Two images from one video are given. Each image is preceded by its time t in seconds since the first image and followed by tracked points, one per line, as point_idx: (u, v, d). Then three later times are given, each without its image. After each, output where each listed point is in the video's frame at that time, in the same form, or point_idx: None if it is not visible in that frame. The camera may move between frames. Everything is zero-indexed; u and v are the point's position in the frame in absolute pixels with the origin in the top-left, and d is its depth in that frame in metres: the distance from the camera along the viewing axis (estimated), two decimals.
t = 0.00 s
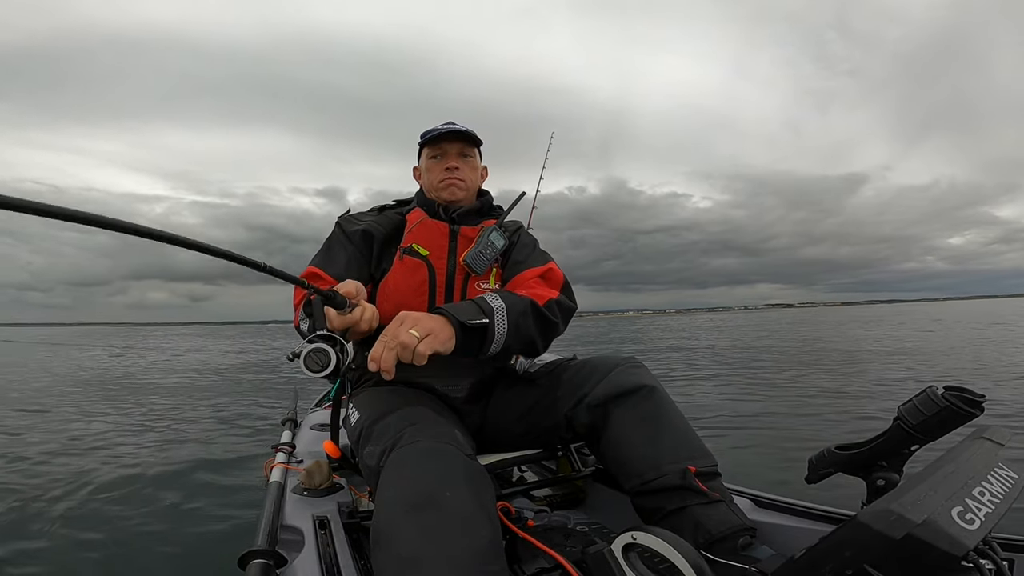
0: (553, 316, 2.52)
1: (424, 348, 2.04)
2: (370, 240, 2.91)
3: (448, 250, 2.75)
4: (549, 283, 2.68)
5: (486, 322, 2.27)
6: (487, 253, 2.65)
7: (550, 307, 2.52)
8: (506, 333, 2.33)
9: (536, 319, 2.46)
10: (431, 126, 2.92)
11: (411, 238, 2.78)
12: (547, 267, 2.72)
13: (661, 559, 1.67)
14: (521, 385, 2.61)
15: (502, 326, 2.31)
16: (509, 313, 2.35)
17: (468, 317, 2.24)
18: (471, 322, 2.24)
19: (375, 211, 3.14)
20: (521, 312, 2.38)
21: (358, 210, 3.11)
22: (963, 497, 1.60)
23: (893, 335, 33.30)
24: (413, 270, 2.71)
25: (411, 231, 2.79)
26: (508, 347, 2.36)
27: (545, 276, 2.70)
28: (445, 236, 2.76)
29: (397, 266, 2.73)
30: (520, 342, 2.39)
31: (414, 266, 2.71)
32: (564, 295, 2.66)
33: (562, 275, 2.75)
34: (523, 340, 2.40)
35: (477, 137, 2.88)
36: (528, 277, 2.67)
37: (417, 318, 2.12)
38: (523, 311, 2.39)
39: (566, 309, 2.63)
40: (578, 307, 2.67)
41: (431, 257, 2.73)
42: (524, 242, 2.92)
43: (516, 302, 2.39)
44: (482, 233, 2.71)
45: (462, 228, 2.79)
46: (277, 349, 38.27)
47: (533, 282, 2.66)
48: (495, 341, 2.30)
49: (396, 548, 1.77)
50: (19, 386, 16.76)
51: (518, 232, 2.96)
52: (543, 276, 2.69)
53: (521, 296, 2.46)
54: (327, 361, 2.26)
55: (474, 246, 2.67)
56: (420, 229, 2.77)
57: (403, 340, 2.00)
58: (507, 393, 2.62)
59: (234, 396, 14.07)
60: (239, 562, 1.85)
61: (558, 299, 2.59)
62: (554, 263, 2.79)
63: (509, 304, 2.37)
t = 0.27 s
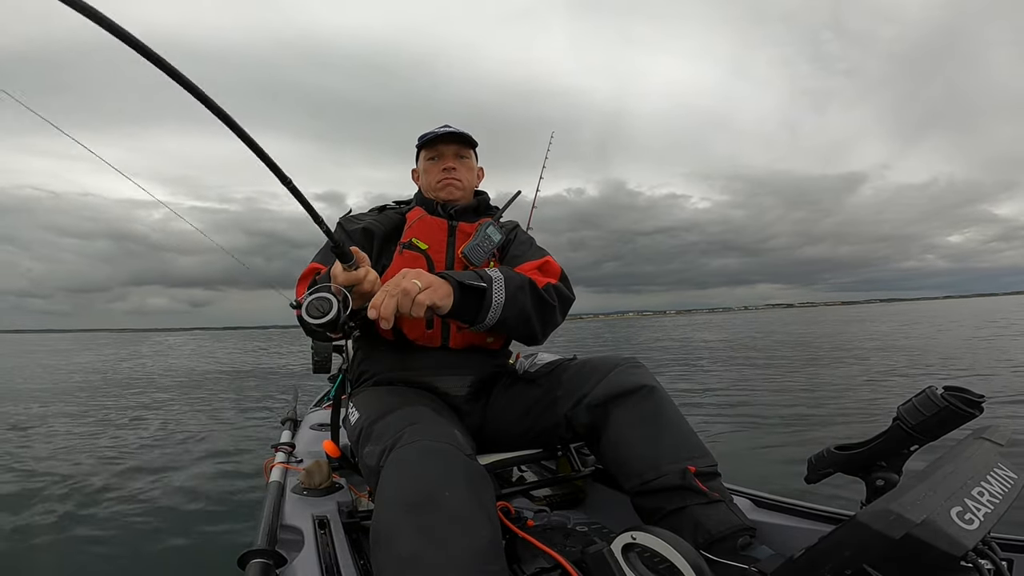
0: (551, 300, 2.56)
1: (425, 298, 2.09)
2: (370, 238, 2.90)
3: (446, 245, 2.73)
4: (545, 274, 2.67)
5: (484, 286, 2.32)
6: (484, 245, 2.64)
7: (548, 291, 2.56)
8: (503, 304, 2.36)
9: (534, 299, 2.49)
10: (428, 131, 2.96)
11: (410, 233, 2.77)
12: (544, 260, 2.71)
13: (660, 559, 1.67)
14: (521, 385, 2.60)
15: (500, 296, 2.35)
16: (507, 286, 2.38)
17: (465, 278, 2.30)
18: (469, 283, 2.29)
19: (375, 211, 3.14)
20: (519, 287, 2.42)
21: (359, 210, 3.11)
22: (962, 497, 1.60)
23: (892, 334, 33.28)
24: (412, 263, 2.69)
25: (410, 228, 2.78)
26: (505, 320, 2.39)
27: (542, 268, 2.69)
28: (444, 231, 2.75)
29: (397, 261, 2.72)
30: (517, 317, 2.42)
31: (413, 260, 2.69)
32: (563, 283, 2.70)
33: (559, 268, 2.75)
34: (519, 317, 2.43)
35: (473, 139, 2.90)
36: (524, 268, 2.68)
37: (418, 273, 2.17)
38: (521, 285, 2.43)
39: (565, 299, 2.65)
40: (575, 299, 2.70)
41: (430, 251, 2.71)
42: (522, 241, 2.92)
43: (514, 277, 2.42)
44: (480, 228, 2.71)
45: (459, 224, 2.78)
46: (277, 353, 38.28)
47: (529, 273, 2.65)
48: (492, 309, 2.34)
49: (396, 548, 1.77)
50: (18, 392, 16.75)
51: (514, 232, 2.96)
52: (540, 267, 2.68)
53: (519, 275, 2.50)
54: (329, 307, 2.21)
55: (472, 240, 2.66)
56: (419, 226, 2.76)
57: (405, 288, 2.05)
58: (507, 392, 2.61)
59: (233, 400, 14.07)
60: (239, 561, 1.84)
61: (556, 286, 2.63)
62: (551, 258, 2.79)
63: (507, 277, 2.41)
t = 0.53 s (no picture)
0: (551, 295, 2.55)
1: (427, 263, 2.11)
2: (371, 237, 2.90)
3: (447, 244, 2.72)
4: (546, 271, 2.67)
5: (485, 265, 2.34)
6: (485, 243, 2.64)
7: (549, 285, 2.56)
8: (502, 288, 2.36)
9: (535, 292, 2.49)
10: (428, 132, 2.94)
11: (411, 232, 2.76)
12: (545, 259, 2.71)
13: (660, 559, 1.67)
14: (521, 385, 2.59)
15: (500, 279, 2.35)
16: (509, 273, 2.39)
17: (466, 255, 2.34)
18: (471, 259, 2.33)
19: (377, 210, 3.13)
20: (519, 274, 2.41)
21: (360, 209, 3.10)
22: (962, 497, 1.61)
23: (890, 335, 33.34)
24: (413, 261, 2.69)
25: (411, 227, 2.77)
26: (503, 305, 2.38)
27: (543, 267, 2.68)
28: (445, 231, 2.75)
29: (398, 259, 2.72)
30: (515, 304, 2.40)
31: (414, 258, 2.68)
32: (563, 281, 2.69)
33: (560, 268, 2.74)
34: (517, 306, 2.41)
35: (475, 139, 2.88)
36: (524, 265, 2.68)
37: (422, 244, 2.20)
38: (521, 272, 2.42)
39: (565, 295, 2.64)
40: (576, 298, 2.70)
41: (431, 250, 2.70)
42: (523, 241, 2.92)
43: (514, 264, 2.43)
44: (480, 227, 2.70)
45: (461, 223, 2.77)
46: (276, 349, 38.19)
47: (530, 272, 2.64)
48: (491, 291, 2.34)
49: (396, 547, 1.77)
50: (15, 388, 16.70)
51: (515, 231, 2.96)
52: (541, 267, 2.68)
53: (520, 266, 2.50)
54: (333, 266, 2.15)
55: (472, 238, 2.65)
56: (421, 225, 2.75)
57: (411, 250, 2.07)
58: (507, 392, 2.61)
59: (232, 396, 14.03)
60: (239, 560, 1.84)
61: (558, 282, 2.64)
62: (552, 258, 2.78)
63: (509, 264, 2.41)
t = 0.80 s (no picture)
0: (551, 293, 2.55)
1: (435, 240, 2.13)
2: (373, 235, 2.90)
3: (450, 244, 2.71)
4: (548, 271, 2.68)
5: (489, 252, 2.36)
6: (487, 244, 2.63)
7: (550, 284, 2.57)
8: (503, 279, 2.37)
9: (536, 290, 2.49)
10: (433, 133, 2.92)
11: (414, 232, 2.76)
12: (547, 261, 2.71)
13: (660, 559, 1.69)
14: (521, 385, 2.60)
15: (502, 270, 2.37)
16: (510, 267, 2.40)
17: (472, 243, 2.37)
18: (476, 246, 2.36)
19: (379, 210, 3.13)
20: (520, 269, 2.42)
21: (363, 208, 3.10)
22: (962, 497, 1.63)
23: (890, 334, 33.35)
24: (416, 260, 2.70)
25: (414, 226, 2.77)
26: (504, 296, 2.38)
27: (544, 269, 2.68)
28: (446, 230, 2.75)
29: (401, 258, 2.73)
30: (516, 297, 2.41)
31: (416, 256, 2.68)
32: (565, 282, 2.69)
33: (563, 270, 2.73)
34: (518, 301, 2.42)
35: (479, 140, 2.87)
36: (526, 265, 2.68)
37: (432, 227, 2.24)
38: (522, 267, 2.43)
39: (567, 296, 2.64)
40: (578, 300, 2.70)
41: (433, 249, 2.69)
42: (525, 242, 2.91)
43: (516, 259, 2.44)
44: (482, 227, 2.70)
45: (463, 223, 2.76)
46: (277, 337, 38.23)
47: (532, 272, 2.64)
48: (492, 282, 2.35)
49: (396, 547, 1.78)
50: (17, 373, 16.74)
51: (518, 232, 2.95)
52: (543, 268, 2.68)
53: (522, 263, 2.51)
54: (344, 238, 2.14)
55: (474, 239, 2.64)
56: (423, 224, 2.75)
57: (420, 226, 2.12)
58: (507, 391, 2.61)
59: (233, 384, 14.06)
60: (240, 560, 1.86)
61: (560, 282, 2.64)
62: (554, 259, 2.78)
63: (511, 260, 2.42)
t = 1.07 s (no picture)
0: (549, 286, 2.53)
1: (439, 222, 2.20)
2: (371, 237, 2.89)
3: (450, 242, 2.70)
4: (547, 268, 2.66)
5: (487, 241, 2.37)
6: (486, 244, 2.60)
7: (548, 277, 2.55)
8: (500, 266, 2.36)
9: (534, 281, 2.47)
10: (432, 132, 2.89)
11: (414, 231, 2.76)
12: (546, 259, 2.69)
13: (661, 558, 1.69)
14: (522, 385, 2.58)
15: (500, 256, 2.36)
16: (508, 255, 2.39)
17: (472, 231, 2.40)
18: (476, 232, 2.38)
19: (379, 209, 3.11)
20: (519, 258, 2.42)
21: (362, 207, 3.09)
22: (962, 496, 1.64)
23: (894, 323, 33.21)
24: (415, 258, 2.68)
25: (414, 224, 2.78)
26: (501, 283, 2.37)
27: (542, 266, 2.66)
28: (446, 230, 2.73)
29: (400, 256, 2.71)
30: (513, 286, 2.40)
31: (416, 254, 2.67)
32: (565, 278, 2.66)
33: (562, 269, 2.70)
34: (516, 291, 2.41)
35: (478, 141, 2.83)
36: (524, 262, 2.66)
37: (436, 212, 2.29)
38: (519, 257, 2.42)
39: (566, 292, 2.61)
40: (578, 297, 2.67)
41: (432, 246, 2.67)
42: (524, 241, 2.88)
43: (514, 249, 2.44)
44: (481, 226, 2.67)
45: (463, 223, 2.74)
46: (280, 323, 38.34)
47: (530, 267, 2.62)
48: (489, 267, 2.34)
49: (396, 547, 1.78)
50: (22, 360, 16.84)
51: (517, 232, 2.93)
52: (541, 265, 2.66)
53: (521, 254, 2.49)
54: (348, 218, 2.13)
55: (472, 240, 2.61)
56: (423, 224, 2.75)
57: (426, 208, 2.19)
58: (507, 391, 2.59)
59: (235, 371, 14.10)
60: (240, 561, 1.87)
61: (559, 277, 2.61)
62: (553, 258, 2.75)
63: (510, 249, 2.41)
